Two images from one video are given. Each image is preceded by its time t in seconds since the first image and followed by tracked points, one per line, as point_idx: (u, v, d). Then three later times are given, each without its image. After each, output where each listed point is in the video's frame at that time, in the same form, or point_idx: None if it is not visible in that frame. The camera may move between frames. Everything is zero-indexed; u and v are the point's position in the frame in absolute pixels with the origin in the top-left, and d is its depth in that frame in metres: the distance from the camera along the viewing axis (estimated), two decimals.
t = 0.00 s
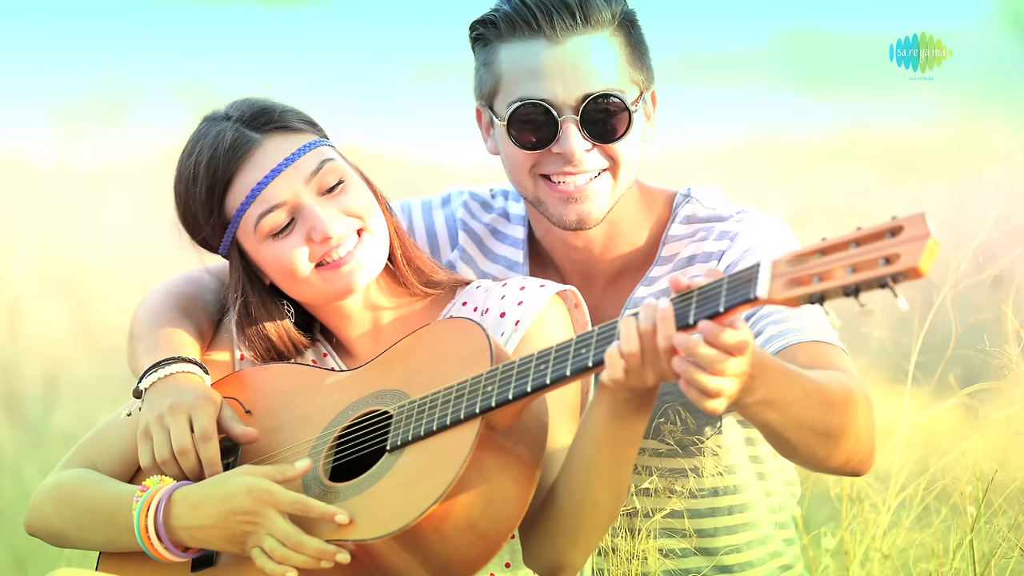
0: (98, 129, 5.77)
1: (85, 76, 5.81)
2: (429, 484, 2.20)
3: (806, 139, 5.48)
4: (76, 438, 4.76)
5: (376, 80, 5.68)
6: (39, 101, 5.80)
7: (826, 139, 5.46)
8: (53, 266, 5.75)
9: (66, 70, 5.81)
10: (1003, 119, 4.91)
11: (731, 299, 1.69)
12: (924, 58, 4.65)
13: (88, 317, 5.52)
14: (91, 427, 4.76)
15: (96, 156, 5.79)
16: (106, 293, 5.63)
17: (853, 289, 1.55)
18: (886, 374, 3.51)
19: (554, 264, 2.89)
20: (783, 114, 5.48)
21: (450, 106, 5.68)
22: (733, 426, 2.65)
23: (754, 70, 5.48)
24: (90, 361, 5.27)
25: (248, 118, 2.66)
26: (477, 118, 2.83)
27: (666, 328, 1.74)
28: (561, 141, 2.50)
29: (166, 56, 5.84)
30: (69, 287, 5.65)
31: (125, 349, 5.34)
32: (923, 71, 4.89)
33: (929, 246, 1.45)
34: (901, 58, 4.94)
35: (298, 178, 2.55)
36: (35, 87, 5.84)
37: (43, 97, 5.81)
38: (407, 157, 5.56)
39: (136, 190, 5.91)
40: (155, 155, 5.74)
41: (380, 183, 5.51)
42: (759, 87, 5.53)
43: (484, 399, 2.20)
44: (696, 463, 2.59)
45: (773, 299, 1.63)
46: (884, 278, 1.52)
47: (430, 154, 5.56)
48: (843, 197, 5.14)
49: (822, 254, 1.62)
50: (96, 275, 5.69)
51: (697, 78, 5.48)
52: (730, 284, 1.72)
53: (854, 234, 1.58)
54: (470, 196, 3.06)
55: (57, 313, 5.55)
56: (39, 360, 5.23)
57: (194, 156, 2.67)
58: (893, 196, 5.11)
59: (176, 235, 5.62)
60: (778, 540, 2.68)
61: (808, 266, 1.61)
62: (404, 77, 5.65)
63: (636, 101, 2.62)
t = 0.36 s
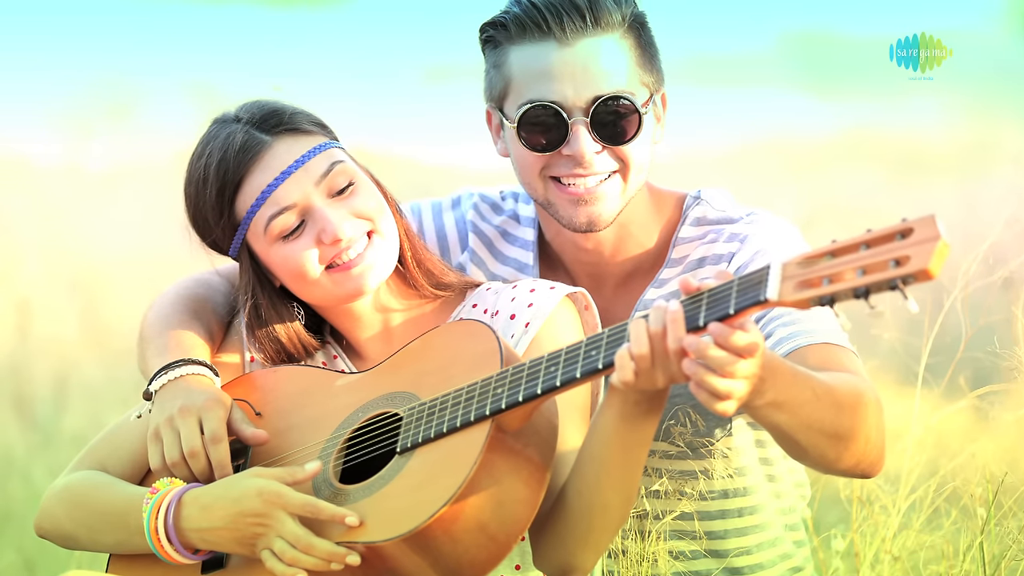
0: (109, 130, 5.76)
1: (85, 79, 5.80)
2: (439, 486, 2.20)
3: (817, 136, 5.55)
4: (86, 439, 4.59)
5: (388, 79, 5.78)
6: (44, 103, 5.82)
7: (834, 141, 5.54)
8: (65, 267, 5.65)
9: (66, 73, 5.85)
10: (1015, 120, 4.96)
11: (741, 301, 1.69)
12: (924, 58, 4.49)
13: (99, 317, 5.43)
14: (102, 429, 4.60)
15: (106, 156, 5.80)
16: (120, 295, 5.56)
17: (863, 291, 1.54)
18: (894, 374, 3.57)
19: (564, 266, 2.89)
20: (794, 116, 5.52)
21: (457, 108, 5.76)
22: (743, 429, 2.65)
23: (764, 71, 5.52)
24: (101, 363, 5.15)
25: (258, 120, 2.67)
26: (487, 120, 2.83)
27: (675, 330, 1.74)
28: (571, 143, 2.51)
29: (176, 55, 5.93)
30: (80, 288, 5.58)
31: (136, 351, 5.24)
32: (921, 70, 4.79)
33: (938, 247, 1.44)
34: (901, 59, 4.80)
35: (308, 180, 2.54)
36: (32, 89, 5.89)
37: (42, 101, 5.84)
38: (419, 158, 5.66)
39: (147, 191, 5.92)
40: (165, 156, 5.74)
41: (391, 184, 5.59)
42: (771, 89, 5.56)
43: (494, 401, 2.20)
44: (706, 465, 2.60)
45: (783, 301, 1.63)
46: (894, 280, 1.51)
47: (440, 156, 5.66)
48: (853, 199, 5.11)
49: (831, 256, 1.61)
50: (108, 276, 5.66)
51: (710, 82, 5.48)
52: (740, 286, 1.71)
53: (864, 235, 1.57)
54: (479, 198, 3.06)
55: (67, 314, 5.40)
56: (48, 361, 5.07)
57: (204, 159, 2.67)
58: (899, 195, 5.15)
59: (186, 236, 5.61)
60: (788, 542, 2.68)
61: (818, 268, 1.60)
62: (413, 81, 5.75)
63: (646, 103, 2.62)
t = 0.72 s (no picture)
0: (123, 138, 5.81)
1: (94, 78, 5.94)
2: (449, 488, 2.19)
3: (827, 141, 5.54)
4: (96, 442, 4.54)
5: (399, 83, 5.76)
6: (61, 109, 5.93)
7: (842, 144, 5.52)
8: (76, 271, 5.58)
9: (77, 82, 5.94)
10: None
11: (751, 303, 1.69)
12: (924, 59, 4.66)
13: (110, 320, 5.31)
14: (112, 432, 4.43)
15: (118, 160, 5.81)
16: (130, 300, 5.46)
17: (873, 293, 1.54)
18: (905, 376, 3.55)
19: (575, 268, 2.89)
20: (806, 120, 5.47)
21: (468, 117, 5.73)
22: (754, 430, 2.63)
23: (776, 75, 5.51)
24: (111, 367, 5.02)
25: (268, 122, 2.67)
26: (497, 122, 2.83)
27: (685, 332, 1.74)
28: (581, 145, 2.51)
29: (186, 62, 5.96)
30: (92, 291, 5.47)
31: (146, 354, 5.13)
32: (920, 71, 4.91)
33: (949, 249, 1.45)
34: (901, 59, 4.96)
35: (319, 182, 2.54)
36: (48, 101, 5.96)
37: (60, 107, 5.94)
38: (429, 161, 5.62)
39: (160, 194, 5.90)
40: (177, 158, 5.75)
41: (402, 187, 5.58)
42: (787, 94, 5.52)
43: (504, 403, 2.20)
44: (716, 467, 2.59)
45: (793, 303, 1.63)
46: (904, 282, 1.51)
47: (449, 158, 5.61)
48: (865, 203, 5.13)
49: (842, 258, 1.62)
50: (119, 279, 5.56)
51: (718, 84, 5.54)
52: (750, 288, 1.72)
53: (874, 237, 1.57)
54: (490, 200, 3.06)
55: (78, 318, 5.30)
56: (59, 363, 4.99)
57: (214, 161, 2.67)
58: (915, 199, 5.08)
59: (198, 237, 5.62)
60: (799, 545, 2.69)
61: (828, 271, 1.60)
62: (426, 84, 5.74)
63: (657, 105, 2.61)
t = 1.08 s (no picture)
0: (130, 139, 5.74)
1: (99, 82, 5.86)
2: (459, 491, 2.19)
3: (843, 144, 5.43)
4: (106, 443, 4.64)
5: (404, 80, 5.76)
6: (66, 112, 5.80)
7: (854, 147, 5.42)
8: (84, 271, 5.58)
9: (80, 82, 5.87)
10: None
11: (762, 306, 1.69)
12: (924, 57, 4.86)
13: (119, 321, 5.36)
14: (123, 432, 4.60)
15: (126, 161, 5.70)
16: (138, 303, 5.50)
17: (883, 295, 1.54)
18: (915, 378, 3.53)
19: (585, 270, 2.90)
20: (819, 121, 5.42)
21: (471, 115, 5.74)
22: (764, 432, 2.63)
23: (790, 76, 5.39)
24: (119, 368, 5.10)
25: (278, 124, 2.67)
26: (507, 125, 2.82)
27: (695, 334, 1.74)
28: (592, 147, 2.50)
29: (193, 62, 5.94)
30: (99, 292, 5.51)
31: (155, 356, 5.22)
32: (919, 70, 5.10)
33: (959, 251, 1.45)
34: (901, 59, 5.10)
35: (329, 184, 2.54)
36: (54, 103, 5.85)
37: (70, 107, 5.81)
38: (437, 163, 5.63)
39: (173, 195, 5.85)
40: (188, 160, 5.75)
41: (412, 188, 5.59)
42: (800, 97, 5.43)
43: (514, 405, 2.19)
44: (726, 469, 2.58)
45: (804, 305, 1.63)
46: (914, 285, 1.51)
47: (459, 161, 5.62)
48: (874, 204, 5.14)
49: (852, 260, 1.62)
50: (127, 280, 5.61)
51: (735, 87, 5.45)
52: (760, 290, 1.71)
53: (885, 240, 1.57)
54: (500, 202, 3.06)
55: (87, 319, 5.33)
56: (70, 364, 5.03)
57: (224, 162, 2.67)
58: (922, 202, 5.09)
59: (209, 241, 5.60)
60: (809, 546, 2.70)
61: (838, 272, 1.61)
62: (433, 85, 5.74)
63: (667, 107, 2.61)
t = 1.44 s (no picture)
0: (140, 140, 5.63)
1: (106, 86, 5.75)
2: (469, 493, 2.19)
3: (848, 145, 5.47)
4: (115, 446, 4.58)
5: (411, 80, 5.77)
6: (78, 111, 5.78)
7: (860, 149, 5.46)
8: (94, 274, 5.56)
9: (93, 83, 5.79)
10: None
11: (771, 308, 1.69)
12: (924, 58, 4.82)
13: (130, 323, 5.38)
14: (132, 435, 4.58)
15: (136, 162, 5.63)
16: (148, 305, 5.49)
17: (893, 297, 1.54)
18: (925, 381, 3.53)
19: (595, 272, 2.90)
20: (819, 126, 5.43)
21: (481, 116, 5.74)
22: (774, 435, 2.64)
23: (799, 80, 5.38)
24: (130, 370, 5.08)
25: (288, 126, 2.67)
26: (517, 127, 2.82)
27: (706, 337, 1.74)
28: (602, 149, 2.51)
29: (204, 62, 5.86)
30: (110, 296, 5.48)
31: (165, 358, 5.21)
32: (919, 70, 5.06)
33: (969, 253, 1.44)
34: (901, 58, 5.05)
35: (339, 186, 2.54)
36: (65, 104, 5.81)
37: (81, 107, 5.78)
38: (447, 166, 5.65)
39: (182, 199, 5.83)
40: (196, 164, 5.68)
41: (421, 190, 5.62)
42: (800, 98, 5.43)
43: (524, 407, 2.19)
44: (736, 471, 2.59)
45: (814, 307, 1.62)
46: (924, 286, 1.51)
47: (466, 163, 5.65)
48: (884, 206, 5.14)
49: (862, 263, 1.61)
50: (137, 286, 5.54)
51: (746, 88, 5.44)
52: (770, 292, 1.71)
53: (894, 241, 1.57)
54: (510, 204, 3.06)
55: (98, 322, 5.34)
56: (81, 367, 5.04)
57: (234, 165, 2.67)
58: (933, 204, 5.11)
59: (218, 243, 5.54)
60: (818, 548, 2.70)
61: (848, 274, 1.60)
62: (445, 85, 5.75)
63: (677, 110, 2.62)
